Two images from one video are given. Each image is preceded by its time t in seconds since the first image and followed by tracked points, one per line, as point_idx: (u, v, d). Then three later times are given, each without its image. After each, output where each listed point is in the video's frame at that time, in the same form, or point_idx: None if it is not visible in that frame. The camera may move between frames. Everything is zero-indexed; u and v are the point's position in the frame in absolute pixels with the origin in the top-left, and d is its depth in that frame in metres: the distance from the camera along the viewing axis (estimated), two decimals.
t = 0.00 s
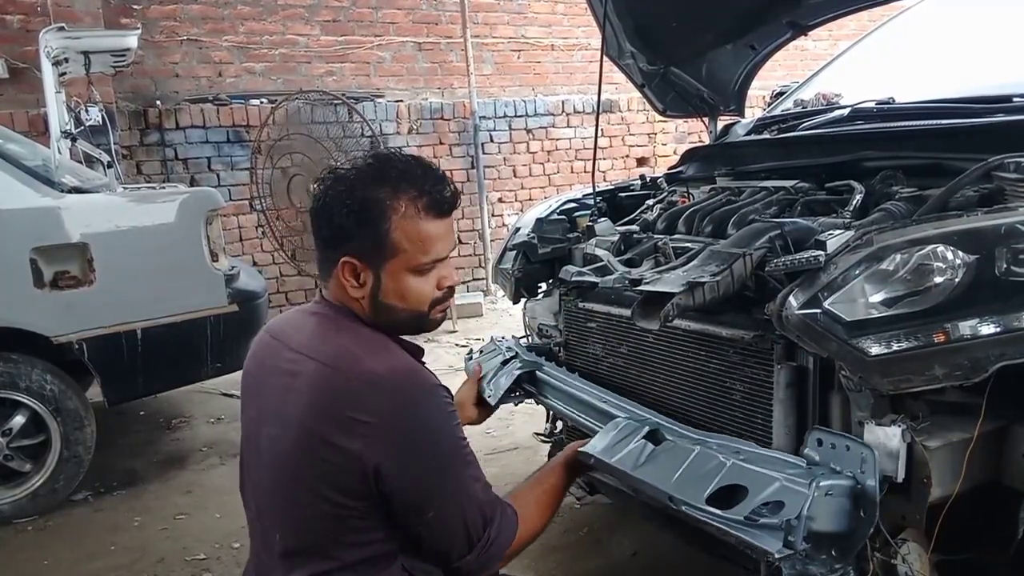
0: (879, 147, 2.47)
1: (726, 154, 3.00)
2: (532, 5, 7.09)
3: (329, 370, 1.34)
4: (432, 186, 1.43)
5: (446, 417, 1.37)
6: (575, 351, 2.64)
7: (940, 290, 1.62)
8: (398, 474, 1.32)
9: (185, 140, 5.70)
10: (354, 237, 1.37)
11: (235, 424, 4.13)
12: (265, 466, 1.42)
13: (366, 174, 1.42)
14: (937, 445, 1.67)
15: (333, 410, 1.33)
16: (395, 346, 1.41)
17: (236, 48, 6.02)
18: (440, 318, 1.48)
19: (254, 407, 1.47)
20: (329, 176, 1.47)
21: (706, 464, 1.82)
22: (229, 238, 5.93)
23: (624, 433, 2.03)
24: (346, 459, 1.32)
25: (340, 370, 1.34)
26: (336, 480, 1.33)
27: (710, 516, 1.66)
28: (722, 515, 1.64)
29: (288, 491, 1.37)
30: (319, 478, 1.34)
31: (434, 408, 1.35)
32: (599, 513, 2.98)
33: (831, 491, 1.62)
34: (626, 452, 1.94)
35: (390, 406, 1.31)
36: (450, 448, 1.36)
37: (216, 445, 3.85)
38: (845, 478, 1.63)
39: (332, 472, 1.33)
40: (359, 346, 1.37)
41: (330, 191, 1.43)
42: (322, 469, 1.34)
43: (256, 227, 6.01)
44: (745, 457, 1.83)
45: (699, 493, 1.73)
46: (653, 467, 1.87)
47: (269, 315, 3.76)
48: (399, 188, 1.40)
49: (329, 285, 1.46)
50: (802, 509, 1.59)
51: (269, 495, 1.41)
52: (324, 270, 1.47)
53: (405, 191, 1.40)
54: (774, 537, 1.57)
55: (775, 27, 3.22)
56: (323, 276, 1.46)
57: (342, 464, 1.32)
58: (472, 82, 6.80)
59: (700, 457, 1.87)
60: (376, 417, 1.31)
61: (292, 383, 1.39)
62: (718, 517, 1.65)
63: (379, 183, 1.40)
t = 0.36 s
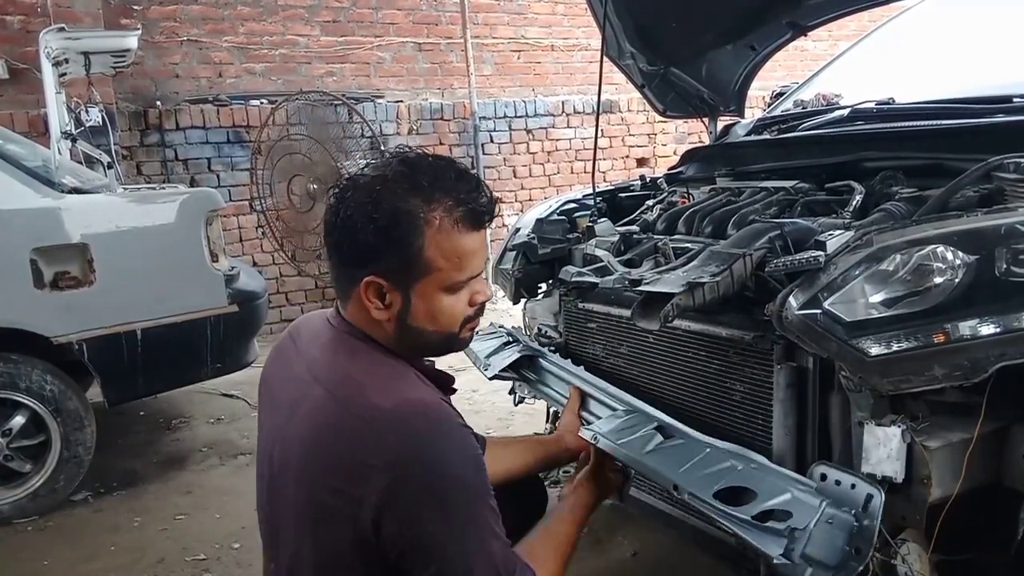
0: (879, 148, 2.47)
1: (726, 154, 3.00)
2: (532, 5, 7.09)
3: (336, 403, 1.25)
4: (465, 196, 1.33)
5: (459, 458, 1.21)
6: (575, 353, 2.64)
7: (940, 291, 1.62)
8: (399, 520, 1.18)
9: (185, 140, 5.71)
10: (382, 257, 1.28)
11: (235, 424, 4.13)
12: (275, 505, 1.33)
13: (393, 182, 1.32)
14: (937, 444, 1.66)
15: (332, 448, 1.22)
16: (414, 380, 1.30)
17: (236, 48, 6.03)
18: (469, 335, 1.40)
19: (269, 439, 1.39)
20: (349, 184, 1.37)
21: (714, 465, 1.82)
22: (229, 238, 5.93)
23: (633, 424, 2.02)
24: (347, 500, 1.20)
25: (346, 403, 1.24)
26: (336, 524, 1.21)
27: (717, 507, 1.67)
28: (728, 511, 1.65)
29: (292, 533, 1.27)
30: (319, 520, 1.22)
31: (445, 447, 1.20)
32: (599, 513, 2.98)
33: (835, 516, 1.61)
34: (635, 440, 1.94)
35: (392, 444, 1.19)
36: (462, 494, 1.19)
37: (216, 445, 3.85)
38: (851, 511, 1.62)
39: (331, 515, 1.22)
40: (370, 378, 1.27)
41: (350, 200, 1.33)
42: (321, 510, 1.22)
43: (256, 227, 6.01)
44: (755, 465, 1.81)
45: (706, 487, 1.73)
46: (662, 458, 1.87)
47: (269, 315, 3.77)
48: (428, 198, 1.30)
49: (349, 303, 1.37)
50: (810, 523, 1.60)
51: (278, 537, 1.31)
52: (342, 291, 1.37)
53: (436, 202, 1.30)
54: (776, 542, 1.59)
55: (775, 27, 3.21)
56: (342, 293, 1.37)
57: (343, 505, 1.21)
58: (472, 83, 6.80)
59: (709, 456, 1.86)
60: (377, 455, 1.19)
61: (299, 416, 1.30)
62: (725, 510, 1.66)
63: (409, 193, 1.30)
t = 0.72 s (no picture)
0: (880, 147, 2.47)
1: (726, 154, 3.00)
2: (532, 5, 7.09)
3: (405, 338, 1.39)
4: (522, 184, 1.48)
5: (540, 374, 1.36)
6: (575, 353, 2.64)
7: (939, 290, 1.61)
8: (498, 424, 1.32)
9: (185, 140, 5.70)
10: (446, 223, 1.43)
11: (235, 424, 4.13)
12: (355, 438, 1.40)
13: (461, 165, 1.48)
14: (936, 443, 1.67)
15: (424, 368, 1.35)
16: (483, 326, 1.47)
17: (236, 48, 6.02)
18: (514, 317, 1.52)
19: (338, 389, 1.45)
20: (420, 166, 1.53)
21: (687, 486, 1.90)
22: (229, 238, 5.93)
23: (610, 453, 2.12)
24: (444, 411, 1.33)
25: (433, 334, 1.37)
26: (434, 433, 1.34)
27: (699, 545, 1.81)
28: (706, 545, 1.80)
29: (385, 453, 1.37)
30: (416, 433, 1.35)
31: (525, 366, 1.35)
32: (598, 513, 2.98)
33: (811, 504, 1.70)
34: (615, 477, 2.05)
35: (485, 361, 1.33)
36: (534, 388, 1.34)
37: (216, 445, 3.86)
38: (825, 493, 1.71)
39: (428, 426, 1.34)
40: (450, 320, 1.42)
41: (422, 179, 1.50)
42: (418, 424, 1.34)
43: (256, 227, 6.01)
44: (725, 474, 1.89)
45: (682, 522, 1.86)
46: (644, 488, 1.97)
47: (268, 315, 3.76)
48: (492, 180, 1.46)
49: (410, 274, 1.51)
50: (779, 535, 1.70)
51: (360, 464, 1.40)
52: (405, 259, 1.51)
53: (498, 183, 1.46)
54: (754, 564, 1.73)
55: (775, 26, 3.20)
56: (405, 264, 1.52)
57: (439, 418, 1.33)
58: (472, 83, 6.80)
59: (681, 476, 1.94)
60: (470, 369, 1.32)
61: (381, 354, 1.41)
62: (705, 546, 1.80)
63: (477, 172, 1.46)
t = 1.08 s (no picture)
0: (880, 148, 2.47)
1: (726, 154, 3.00)
2: (532, 6, 7.09)
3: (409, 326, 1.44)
4: (538, 190, 1.51)
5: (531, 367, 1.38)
6: (574, 353, 2.64)
7: (940, 291, 1.61)
8: (486, 411, 1.35)
9: (185, 140, 5.70)
10: (460, 219, 1.46)
11: (235, 424, 4.13)
12: (355, 422, 1.46)
13: (481, 169, 1.52)
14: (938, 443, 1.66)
15: (420, 356, 1.40)
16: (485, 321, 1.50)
17: (236, 48, 6.02)
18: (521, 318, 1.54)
19: (347, 377, 1.53)
20: (445, 169, 1.57)
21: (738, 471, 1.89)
22: (229, 238, 5.93)
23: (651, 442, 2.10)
24: (433, 397, 1.37)
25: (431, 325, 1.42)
26: (423, 418, 1.38)
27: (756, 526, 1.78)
28: (766, 525, 1.76)
29: (378, 436, 1.43)
30: (406, 418, 1.39)
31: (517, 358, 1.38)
32: (599, 513, 2.98)
33: (865, 482, 1.72)
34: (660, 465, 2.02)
35: (477, 350, 1.36)
36: (521, 379, 1.35)
37: (216, 445, 3.86)
38: (875, 472, 1.73)
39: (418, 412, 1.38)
40: (452, 313, 1.46)
41: (443, 180, 1.54)
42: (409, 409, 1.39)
43: (256, 227, 6.02)
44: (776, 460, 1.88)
45: (739, 504, 1.84)
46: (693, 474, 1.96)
47: (268, 315, 3.76)
48: (509, 184, 1.50)
49: (427, 267, 1.54)
50: (842, 515, 1.69)
51: (358, 447, 1.46)
52: (422, 255, 1.55)
53: (514, 187, 1.49)
54: (819, 542, 1.72)
55: (775, 27, 3.18)
56: (423, 257, 1.55)
57: (428, 404, 1.37)
58: (472, 83, 6.80)
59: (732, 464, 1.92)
60: (461, 357, 1.36)
61: (385, 344, 1.47)
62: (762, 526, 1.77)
63: (495, 175, 1.50)
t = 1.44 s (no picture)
0: (880, 148, 2.47)
1: (726, 153, 3.00)
2: (532, 5, 7.10)
3: (423, 322, 1.46)
4: (550, 193, 1.52)
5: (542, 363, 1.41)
6: (574, 353, 2.64)
7: (940, 290, 1.62)
8: (499, 404, 1.37)
9: (185, 140, 5.70)
10: (472, 219, 1.47)
11: (235, 424, 4.13)
12: (365, 416, 1.47)
13: (494, 170, 1.53)
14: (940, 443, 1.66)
15: (432, 351, 1.41)
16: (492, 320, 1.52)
17: (236, 48, 6.02)
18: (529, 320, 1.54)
19: (356, 373, 1.53)
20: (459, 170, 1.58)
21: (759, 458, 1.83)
22: (229, 238, 5.93)
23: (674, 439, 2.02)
24: (446, 392, 1.38)
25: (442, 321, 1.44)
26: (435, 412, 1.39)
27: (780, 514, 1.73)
28: (783, 513, 1.73)
29: (388, 430, 1.43)
30: (418, 412, 1.40)
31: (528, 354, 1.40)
32: (599, 513, 2.98)
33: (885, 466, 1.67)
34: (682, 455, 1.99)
35: (489, 346, 1.39)
36: (535, 375, 1.38)
37: (217, 445, 3.86)
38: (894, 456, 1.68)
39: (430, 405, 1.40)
40: (464, 309, 1.47)
41: (456, 181, 1.55)
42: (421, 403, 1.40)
43: (256, 227, 6.02)
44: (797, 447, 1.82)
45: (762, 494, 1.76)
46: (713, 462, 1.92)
47: (268, 315, 3.76)
48: (521, 186, 1.50)
49: (438, 265, 1.55)
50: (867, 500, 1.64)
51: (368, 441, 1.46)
52: (433, 255, 1.56)
53: (526, 190, 1.50)
54: (844, 528, 1.67)
55: (775, 27, 3.19)
56: (434, 255, 1.56)
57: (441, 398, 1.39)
58: (472, 83, 6.80)
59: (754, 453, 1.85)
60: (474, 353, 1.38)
61: (396, 340, 1.47)
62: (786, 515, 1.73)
63: (509, 178, 1.51)
